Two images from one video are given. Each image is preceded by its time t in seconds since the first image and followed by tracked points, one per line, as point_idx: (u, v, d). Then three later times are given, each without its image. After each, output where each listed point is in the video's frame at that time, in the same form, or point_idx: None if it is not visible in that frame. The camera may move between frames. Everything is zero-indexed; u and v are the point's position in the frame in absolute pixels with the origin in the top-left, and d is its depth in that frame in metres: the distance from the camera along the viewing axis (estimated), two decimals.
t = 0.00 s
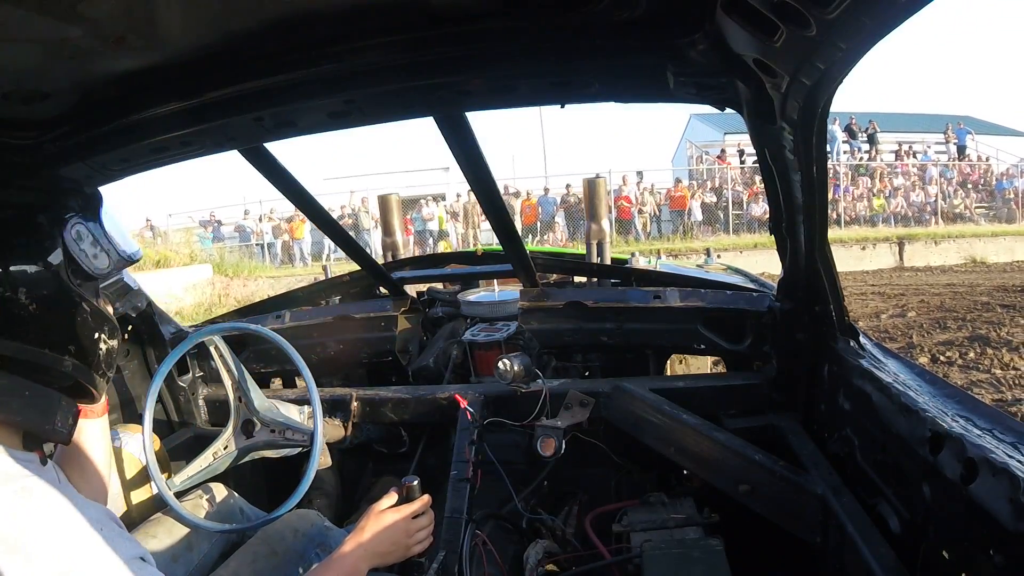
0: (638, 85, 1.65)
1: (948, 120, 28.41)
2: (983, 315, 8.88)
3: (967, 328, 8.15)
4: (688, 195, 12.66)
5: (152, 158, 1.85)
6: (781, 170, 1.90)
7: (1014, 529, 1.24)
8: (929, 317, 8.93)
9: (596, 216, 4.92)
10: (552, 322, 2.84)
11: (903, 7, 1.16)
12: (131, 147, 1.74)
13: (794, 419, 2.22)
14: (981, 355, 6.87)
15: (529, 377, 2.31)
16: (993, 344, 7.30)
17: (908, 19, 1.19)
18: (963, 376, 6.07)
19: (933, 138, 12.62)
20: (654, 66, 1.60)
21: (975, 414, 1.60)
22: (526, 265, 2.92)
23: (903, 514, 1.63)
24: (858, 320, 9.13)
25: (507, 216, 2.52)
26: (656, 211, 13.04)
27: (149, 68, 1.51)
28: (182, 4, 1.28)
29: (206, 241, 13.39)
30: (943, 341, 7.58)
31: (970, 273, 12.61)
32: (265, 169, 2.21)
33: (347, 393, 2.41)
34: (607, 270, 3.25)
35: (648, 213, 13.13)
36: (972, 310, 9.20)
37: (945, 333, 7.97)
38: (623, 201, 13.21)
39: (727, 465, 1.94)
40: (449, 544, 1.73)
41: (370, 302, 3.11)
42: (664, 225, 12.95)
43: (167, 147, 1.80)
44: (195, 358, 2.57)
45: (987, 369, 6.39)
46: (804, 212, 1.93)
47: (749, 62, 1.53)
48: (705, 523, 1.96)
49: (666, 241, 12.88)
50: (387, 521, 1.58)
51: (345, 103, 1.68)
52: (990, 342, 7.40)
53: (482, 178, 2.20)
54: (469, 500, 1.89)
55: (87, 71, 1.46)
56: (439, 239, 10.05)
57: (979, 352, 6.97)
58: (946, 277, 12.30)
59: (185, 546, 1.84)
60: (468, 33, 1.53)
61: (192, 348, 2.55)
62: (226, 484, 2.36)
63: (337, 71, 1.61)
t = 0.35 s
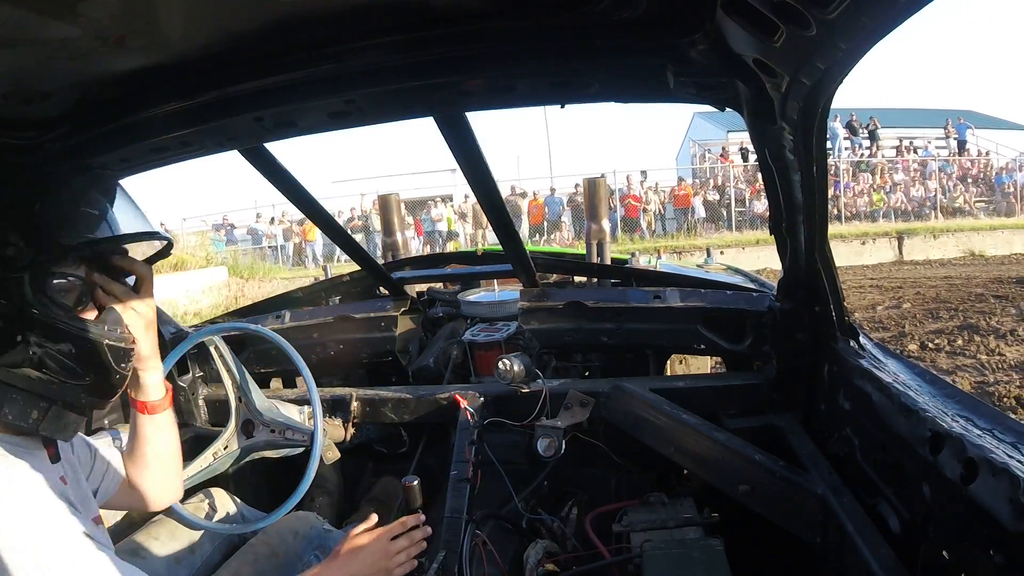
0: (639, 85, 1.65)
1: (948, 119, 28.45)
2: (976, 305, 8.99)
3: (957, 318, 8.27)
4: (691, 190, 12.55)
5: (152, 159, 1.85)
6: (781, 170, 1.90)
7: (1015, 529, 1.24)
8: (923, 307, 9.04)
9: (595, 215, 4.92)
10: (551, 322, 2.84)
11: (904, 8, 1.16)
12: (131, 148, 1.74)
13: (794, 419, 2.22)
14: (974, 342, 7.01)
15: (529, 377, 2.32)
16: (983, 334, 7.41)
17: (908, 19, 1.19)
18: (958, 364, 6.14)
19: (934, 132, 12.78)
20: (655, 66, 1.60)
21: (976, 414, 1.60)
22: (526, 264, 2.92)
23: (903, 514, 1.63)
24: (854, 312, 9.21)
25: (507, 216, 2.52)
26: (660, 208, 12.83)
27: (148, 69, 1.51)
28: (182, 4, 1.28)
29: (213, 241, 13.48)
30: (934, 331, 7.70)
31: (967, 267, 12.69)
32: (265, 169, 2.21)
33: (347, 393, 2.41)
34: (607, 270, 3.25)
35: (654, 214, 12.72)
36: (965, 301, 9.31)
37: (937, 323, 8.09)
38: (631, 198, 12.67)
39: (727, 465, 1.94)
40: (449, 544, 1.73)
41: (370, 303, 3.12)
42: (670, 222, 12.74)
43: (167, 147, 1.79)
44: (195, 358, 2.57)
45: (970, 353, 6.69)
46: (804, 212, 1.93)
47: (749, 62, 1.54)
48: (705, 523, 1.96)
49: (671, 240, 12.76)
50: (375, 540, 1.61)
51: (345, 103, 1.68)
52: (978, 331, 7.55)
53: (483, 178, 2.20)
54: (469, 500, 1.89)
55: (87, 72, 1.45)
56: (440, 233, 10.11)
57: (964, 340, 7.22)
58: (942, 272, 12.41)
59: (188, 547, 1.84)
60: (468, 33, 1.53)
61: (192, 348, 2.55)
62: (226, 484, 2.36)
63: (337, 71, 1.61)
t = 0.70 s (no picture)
0: (638, 85, 1.65)
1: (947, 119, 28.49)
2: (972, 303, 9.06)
3: (952, 315, 8.34)
4: (699, 195, 13.16)
5: (152, 159, 1.85)
6: (781, 170, 1.90)
7: (1015, 529, 1.24)
8: (920, 305, 9.09)
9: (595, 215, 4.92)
10: (551, 322, 2.84)
11: (904, 9, 1.16)
12: (131, 147, 1.74)
13: (794, 419, 2.22)
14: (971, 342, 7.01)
15: (529, 377, 2.32)
16: (979, 331, 7.47)
17: (908, 20, 1.19)
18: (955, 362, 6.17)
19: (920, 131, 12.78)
20: (655, 66, 1.60)
21: (976, 414, 1.60)
22: (526, 264, 2.92)
23: (904, 515, 1.63)
24: (852, 310, 9.27)
25: (507, 216, 2.52)
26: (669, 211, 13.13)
27: (147, 68, 1.51)
28: (182, 3, 1.28)
29: (232, 243, 13.88)
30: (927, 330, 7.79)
31: (965, 266, 12.74)
32: (265, 169, 2.21)
33: (347, 393, 2.41)
34: (607, 270, 3.25)
35: (660, 214, 12.98)
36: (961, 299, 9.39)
37: (931, 320, 8.18)
38: (639, 201, 13.08)
39: (727, 465, 1.94)
40: (449, 544, 1.73)
41: (371, 303, 3.12)
42: (676, 226, 13.15)
43: (167, 147, 1.79)
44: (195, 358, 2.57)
45: (962, 352, 6.77)
46: (804, 211, 1.93)
47: (749, 62, 1.54)
48: (705, 523, 1.96)
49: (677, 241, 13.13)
50: (345, 559, 1.61)
51: (345, 103, 1.68)
52: (971, 328, 7.67)
53: (483, 178, 2.20)
54: (470, 500, 1.89)
55: (86, 72, 1.45)
56: (449, 234, 10.11)
57: (956, 336, 7.32)
58: (940, 271, 12.46)
59: (190, 548, 1.84)
60: (468, 34, 1.53)
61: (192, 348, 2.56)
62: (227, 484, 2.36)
63: (337, 71, 1.61)
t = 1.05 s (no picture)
0: (638, 85, 1.64)
1: (946, 119, 28.53)
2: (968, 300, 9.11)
3: (946, 312, 8.39)
4: (700, 197, 13.31)
5: (152, 159, 1.85)
6: (781, 170, 1.90)
7: (1015, 529, 1.24)
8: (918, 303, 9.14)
9: (595, 215, 4.93)
10: (552, 322, 2.84)
11: (904, 9, 1.17)
12: (131, 147, 1.74)
13: (794, 419, 2.22)
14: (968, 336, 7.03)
15: (529, 377, 2.32)
16: (976, 329, 7.50)
17: (907, 20, 1.20)
18: (955, 360, 6.18)
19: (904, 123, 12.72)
20: (655, 66, 1.60)
21: (976, 414, 1.60)
22: (526, 264, 2.92)
23: (904, 514, 1.63)
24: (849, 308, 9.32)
25: (507, 216, 2.52)
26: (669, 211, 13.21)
27: (148, 69, 1.50)
28: (182, 3, 1.28)
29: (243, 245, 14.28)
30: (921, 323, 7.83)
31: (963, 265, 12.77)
32: (265, 169, 2.21)
33: (347, 393, 2.41)
34: (607, 270, 3.25)
35: (665, 214, 13.01)
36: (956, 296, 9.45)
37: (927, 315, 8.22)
38: (645, 201, 12.96)
39: (727, 466, 1.94)
40: (449, 544, 1.73)
41: (371, 303, 3.12)
42: (679, 224, 13.31)
43: (167, 147, 1.79)
44: (195, 358, 2.57)
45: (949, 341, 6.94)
46: (805, 212, 1.93)
47: (749, 62, 1.54)
48: (705, 523, 1.96)
49: (682, 241, 13.29)
50: (343, 560, 1.61)
51: (345, 103, 1.68)
52: (963, 323, 7.73)
53: (483, 177, 2.20)
54: (470, 499, 1.89)
55: (86, 72, 1.45)
56: (456, 234, 10.23)
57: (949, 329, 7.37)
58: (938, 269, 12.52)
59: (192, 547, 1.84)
60: (468, 34, 1.53)
61: (192, 348, 2.56)
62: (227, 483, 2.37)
63: (337, 71, 1.61)
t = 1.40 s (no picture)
0: (638, 86, 1.64)
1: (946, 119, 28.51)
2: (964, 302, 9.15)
3: (941, 313, 8.44)
4: (697, 199, 13.33)
5: (152, 159, 1.85)
6: (781, 170, 1.90)
7: (1015, 529, 1.24)
8: (915, 305, 9.16)
9: (595, 216, 4.93)
10: (552, 322, 2.84)
11: (903, 9, 1.17)
12: (131, 147, 1.74)
13: (794, 419, 2.22)
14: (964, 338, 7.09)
15: (529, 377, 2.32)
16: (972, 331, 7.54)
17: (907, 20, 1.20)
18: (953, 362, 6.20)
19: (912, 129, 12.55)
20: (655, 66, 1.59)
21: (976, 414, 1.60)
22: (526, 264, 2.92)
23: (904, 514, 1.63)
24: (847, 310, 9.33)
25: (507, 216, 2.52)
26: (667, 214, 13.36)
27: (148, 68, 1.50)
28: (182, 3, 1.28)
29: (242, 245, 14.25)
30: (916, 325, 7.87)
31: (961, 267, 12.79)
32: (265, 169, 2.21)
33: (347, 393, 2.41)
34: (607, 270, 3.25)
35: (662, 216, 13.21)
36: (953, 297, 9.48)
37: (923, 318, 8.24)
38: (642, 204, 13.12)
39: (727, 466, 1.93)
40: (450, 544, 1.73)
41: (371, 303, 3.12)
42: (677, 226, 13.42)
43: (167, 147, 1.79)
44: (195, 358, 2.57)
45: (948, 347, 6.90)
46: (804, 212, 1.93)
47: (749, 62, 1.53)
48: (705, 523, 1.96)
49: (681, 242, 13.36)
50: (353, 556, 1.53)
51: (345, 103, 1.67)
52: (956, 325, 7.77)
53: (482, 177, 2.20)
54: (470, 499, 1.89)
55: (86, 72, 1.45)
56: (456, 233, 10.23)
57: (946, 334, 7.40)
58: (937, 272, 12.54)
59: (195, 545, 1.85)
60: (468, 33, 1.53)
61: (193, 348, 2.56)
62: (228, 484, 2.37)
63: (337, 70, 1.61)
